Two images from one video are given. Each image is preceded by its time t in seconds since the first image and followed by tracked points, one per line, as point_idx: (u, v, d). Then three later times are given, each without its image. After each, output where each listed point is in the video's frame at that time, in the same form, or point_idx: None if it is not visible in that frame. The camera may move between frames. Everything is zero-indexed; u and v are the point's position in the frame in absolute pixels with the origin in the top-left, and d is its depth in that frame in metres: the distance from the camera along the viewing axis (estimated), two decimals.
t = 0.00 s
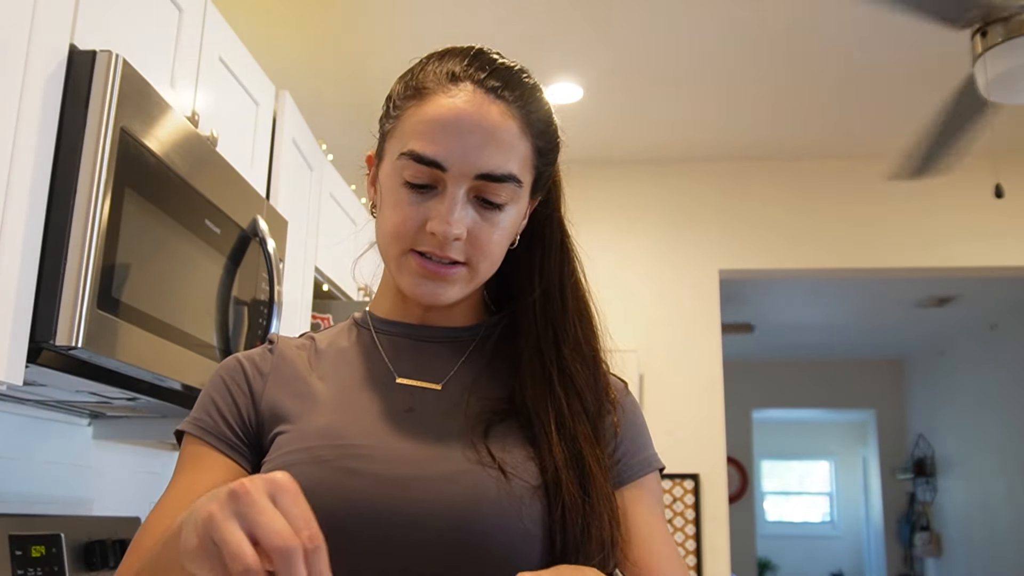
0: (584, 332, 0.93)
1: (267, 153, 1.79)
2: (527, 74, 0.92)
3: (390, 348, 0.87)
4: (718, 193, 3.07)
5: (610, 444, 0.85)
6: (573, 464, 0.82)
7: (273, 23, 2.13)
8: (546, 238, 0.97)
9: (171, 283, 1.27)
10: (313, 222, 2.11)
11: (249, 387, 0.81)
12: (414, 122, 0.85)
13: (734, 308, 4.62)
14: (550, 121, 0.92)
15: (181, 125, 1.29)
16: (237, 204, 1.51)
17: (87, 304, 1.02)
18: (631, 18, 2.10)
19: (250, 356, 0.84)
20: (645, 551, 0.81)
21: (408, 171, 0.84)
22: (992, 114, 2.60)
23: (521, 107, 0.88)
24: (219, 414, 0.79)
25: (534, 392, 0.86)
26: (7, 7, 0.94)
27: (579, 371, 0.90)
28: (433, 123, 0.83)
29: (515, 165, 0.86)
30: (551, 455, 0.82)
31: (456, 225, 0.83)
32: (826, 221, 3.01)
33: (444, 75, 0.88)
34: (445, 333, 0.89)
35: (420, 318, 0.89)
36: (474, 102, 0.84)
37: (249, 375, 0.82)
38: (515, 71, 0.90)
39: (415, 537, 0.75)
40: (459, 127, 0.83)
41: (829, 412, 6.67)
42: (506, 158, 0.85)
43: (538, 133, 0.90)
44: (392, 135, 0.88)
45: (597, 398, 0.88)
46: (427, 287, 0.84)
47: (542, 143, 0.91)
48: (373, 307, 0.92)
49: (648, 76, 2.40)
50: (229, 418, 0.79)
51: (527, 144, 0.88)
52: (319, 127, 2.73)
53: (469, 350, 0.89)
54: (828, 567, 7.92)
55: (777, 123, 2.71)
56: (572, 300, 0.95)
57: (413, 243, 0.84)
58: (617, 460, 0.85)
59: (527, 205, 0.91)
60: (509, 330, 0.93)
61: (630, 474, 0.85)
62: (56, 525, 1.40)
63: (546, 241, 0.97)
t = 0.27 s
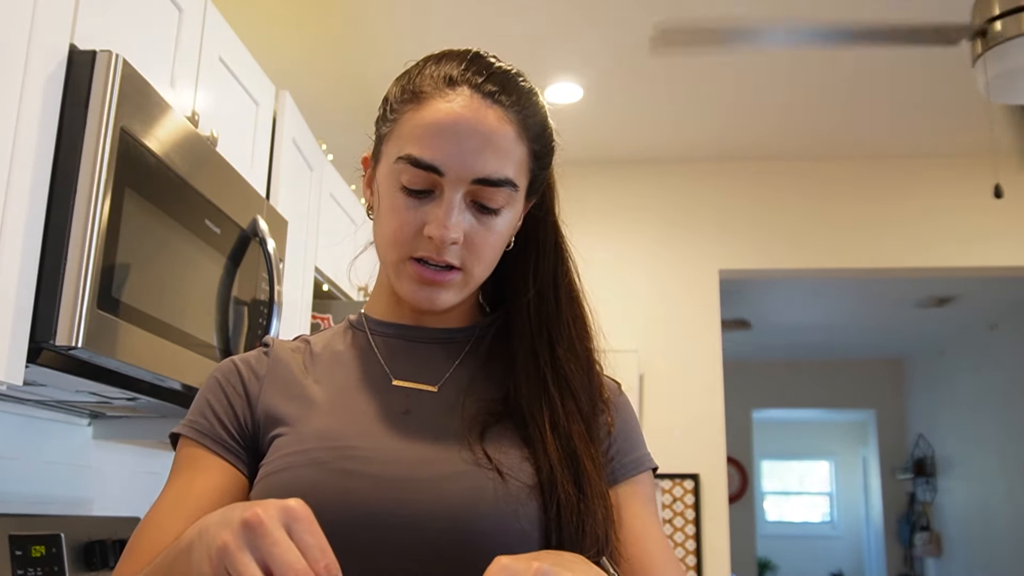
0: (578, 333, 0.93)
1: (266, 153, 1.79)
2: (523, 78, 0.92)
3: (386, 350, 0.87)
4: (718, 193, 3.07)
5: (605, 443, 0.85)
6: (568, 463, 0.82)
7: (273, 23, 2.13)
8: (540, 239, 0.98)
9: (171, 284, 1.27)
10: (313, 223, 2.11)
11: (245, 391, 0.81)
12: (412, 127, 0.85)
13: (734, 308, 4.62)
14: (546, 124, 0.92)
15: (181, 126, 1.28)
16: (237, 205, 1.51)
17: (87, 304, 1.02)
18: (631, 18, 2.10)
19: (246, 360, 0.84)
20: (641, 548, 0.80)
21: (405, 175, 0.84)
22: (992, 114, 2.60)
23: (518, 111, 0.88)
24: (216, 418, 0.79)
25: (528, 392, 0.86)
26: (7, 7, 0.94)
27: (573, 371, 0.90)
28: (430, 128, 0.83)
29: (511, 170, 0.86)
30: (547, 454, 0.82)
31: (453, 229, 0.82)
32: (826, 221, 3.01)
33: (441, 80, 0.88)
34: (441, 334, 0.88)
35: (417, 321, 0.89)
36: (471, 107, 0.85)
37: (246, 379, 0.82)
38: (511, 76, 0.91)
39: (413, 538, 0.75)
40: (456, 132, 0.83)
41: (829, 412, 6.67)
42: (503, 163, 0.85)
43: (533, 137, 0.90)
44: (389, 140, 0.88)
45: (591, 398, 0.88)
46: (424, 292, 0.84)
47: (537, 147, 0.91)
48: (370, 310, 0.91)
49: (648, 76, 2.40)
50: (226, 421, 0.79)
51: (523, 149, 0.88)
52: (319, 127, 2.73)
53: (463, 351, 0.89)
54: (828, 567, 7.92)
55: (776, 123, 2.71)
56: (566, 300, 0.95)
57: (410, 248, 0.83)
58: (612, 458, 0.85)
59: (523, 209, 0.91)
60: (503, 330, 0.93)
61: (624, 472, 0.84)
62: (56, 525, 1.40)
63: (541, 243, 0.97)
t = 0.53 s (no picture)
0: (572, 333, 0.93)
1: (266, 153, 1.79)
2: (515, 79, 0.92)
3: (380, 354, 0.86)
4: (718, 193, 3.07)
5: (598, 443, 0.85)
6: (560, 464, 0.81)
7: (273, 23, 2.13)
8: (535, 238, 0.97)
9: (171, 284, 1.27)
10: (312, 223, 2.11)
11: (241, 395, 0.82)
12: (402, 130, 0.85)
13: (734, 308, 4.62)
14: (538, 125, 0.92)
15: (181, 126, 1.29)
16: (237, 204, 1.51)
17: (87, 304, 1.02)
18: (631, 18, 2.10)
19: (243, 363, 0.84)
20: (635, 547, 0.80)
21: (396, 179, 0.84)
22: (992, 114, 2.60)
23: (509, 113, 0.88)
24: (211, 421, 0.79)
25: (520, 393, 0.86)
26: (7, 7, 0.94)
27: (566, 372, 0.90)
28: (420, 132, 0.83)
29: (502, 172, 0.86)
30: (538, 456, 0.82)
31: (443, 232, 0.83)
32: (825, 221, 3.01)
33: (431, 83, 0.88)
34: (435, 337, 0.88)
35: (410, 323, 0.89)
36: (461, 110, 0.85)
37: (242, 383, 0.83)
38: (502, 77, 0.91)
39: (408, 540, 0.75)
40: (446, 135, 0.83)
41: (829, 412, 6.67)
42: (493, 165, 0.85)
43: (525, 139, 0.90)
44: (380, 142, 0.88)
45: (583, 397, 0.87)
46: (416, 295, 0.84)
47: (529, 148, 0.91)
48: (363, 311, 0.92)
49: (648, 75, 2.40)
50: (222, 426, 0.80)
51: (515, 151, 0.88)
52: (318, 127, 2.73)
53: (456, 353, 0.89)
54: (828, 567, 7.93)
55: (776, 123, 2.71)
56: (560, 300, 0.95)
57: (401, 251, 0.84)
58: (605, 457, 0.84)
59: (515, 210, 0.91)
60: (497, 331, 0.93)
61: (618, 471, 0.84)
62: (56, 525, 1.40)
63: (535, 242, 0.97)
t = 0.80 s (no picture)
0: (570, 334, 0.93)
1: (266, 153, 1.79)
2: (515, 80, 0.92)
3: (377, 354, 0.87)
4: (718, 193, 3.07)
5: (594, 446, 0.85)
6: (556, 466, 0.82)
7: (273, 23, 2.13)
8: (533, 239, 0.97)
9: (171, 284, 1.27)
10: (312, 223, 2.11)
11: (237, 398, 0.82)
12: (400, 132, 0.85)
13: (734, 308, 4.62)
14: (536, 126, 0.92)
15: (181, 126, 1.29)
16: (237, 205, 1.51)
17: (87, 304, 1.02)
18: (631, 18, 2.10)
19: (239, 365, 0.84)
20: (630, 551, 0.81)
21: (394, 180, 0.84)
22: (992, 114, 2.60)
23: (508, 114, 0.88)
24: (207, 425, 0.80)
25: (517, 395, 0.86)
26: (7, 6, 0.94)
27: (564, 374, 0.89)
28: (418, 133, 0.83)
29: (500, 173, 0.86)
30: (535, 457, 0.82)
31: (441, 233, 0.83)
32: (825, 221, 3.01)
33: (430, 84, 0.88)
34: (433, 338, 0.89)
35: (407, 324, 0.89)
36: (459, 111, 0.85)
37: (238, 385, 0.83)
38: (501, 79, 0.90)
39: (407, 542, 0.75)
40: (443, 136, 0.83)
41: (829, 412, 6.66)
42: (491, 166, 0.85)
43: (523, 140, 0.90)
44: (378, 143, 0.88)
45: (581, 399, 0.87)
46: (414, 296, 0.84)
47: (528, 149, 0.91)
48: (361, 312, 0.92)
49: (648, 75, 2.40)
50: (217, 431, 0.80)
51: (513, 152, 0.88)
52: (318, 127, 2.73)
53: (453, 354, 0.89)
54: (828, 567, 7.92)
55: (776, 123, 2.71)
56: (558, 301, 0.95)
57: (399, 252, 0.84)
58: (602, 461, 0.85)
59: (513, 212, 0.91)
60: (495, 332, 0.93)
61: (614, 475, 0.84)
62: (56, 525, 1.40)
63: (533, 244, 0.97)
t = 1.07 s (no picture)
0: (570, 334, 0.93)
1: (266, 153, 1.79)
2: (516, 79, 0.92)
3: (377, 353, 0.87)
4: (717, 192, 3.07)
5: (595, 445, 0.85)
6: (556, 463, 0.82)
7: (273, 23, 2.13)
8: (533, 239, 0.97)
9: (171, 285, 1.27)
10: (313, 223, 2.11)
11: (236, 400, 0.82)
12: (403, 129, 0.85)
13: (734, 308, 4.62)
14: (537, 126, 0.92)
15: (181, 126, 1.28)
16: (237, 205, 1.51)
17: (87, 304, 1.02)
18: (631, 18, 2.10)
19: (238, 366, 0.84)
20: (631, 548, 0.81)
21: (396, 176, 0.84)
22: (992, 114, 2.60)
23: (509, 113, 0.88)
24: (205, 425, 0.80)
25: (517, 393, 0.86)
26: (8, 6, 0.94)
27: (564, 372, 0.90)
28: (420, 130, 0.83)
29: (502, 171, 0.86)
30: (535, 455, 0.82)
31: (443, 230, 0.83)
32: (825, 221, 3.01)
33: (433, 82, 0.88)
34: (433, 337, 0.89)
35: (407, 323, 0.89)
36: (461, 109, 0.85)
37: (237, 384, 0.83)
38: (502, 77, 0.90)
39: (408, 540, 0.75)
40: (446, 134, 0.83)
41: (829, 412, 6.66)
42: (493, 164, 0.85)
43: (525, 139, 0.90)
44: (380, 141, 0.88)
45: (581, 398, 0.87)
46: (415, 294, 0.84)
47: (529, 148, 0.91)
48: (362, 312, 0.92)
49: (648, 75, 2.40)
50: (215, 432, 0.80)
51: (515, 150, 0.88)
52: (318, 127, 2.73)
53: (452, 353, 0.89)
54: (828, 567, 7.92)
55: (776, 123, 2.71)
56: (558, 301, 0.95)
57: (401, 249, 0.84)
58: (602, 460, 0.84)
59: (515, 210, 0.91)
60: (495, 331, 0.93)
61: (615, 473, 0.84)
62: (56, 525, 1.40)
63: (533, 243, 0.97)
